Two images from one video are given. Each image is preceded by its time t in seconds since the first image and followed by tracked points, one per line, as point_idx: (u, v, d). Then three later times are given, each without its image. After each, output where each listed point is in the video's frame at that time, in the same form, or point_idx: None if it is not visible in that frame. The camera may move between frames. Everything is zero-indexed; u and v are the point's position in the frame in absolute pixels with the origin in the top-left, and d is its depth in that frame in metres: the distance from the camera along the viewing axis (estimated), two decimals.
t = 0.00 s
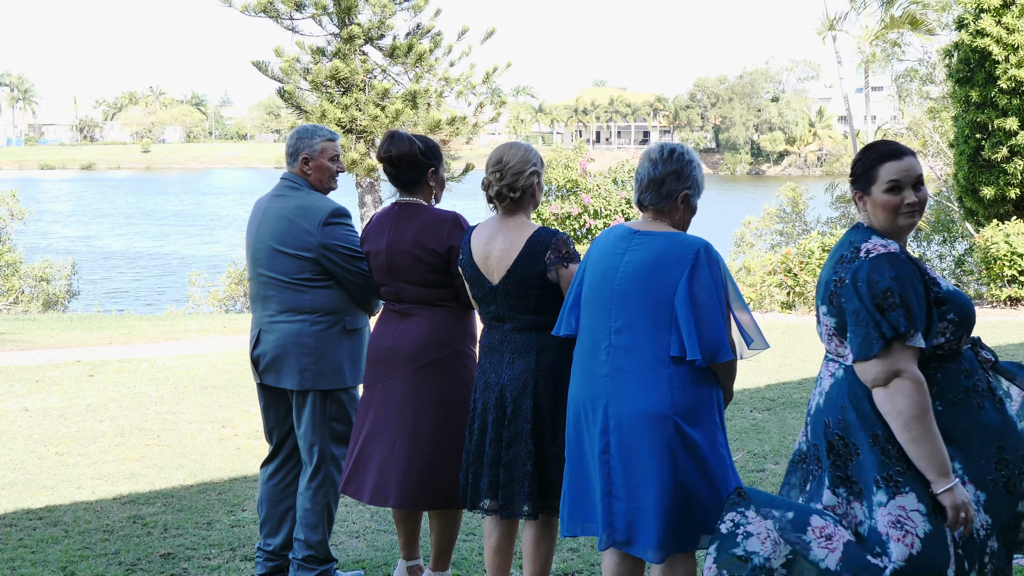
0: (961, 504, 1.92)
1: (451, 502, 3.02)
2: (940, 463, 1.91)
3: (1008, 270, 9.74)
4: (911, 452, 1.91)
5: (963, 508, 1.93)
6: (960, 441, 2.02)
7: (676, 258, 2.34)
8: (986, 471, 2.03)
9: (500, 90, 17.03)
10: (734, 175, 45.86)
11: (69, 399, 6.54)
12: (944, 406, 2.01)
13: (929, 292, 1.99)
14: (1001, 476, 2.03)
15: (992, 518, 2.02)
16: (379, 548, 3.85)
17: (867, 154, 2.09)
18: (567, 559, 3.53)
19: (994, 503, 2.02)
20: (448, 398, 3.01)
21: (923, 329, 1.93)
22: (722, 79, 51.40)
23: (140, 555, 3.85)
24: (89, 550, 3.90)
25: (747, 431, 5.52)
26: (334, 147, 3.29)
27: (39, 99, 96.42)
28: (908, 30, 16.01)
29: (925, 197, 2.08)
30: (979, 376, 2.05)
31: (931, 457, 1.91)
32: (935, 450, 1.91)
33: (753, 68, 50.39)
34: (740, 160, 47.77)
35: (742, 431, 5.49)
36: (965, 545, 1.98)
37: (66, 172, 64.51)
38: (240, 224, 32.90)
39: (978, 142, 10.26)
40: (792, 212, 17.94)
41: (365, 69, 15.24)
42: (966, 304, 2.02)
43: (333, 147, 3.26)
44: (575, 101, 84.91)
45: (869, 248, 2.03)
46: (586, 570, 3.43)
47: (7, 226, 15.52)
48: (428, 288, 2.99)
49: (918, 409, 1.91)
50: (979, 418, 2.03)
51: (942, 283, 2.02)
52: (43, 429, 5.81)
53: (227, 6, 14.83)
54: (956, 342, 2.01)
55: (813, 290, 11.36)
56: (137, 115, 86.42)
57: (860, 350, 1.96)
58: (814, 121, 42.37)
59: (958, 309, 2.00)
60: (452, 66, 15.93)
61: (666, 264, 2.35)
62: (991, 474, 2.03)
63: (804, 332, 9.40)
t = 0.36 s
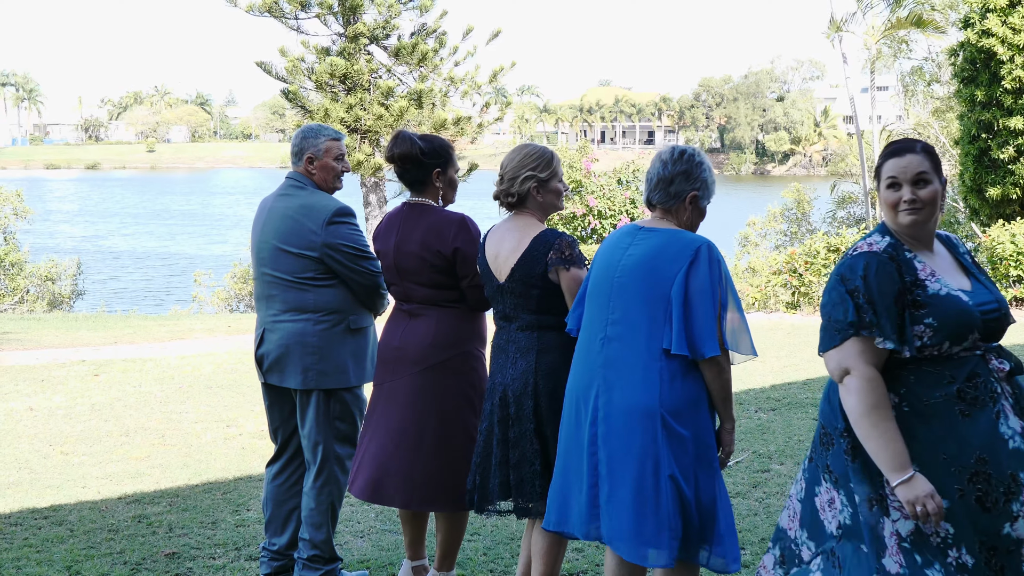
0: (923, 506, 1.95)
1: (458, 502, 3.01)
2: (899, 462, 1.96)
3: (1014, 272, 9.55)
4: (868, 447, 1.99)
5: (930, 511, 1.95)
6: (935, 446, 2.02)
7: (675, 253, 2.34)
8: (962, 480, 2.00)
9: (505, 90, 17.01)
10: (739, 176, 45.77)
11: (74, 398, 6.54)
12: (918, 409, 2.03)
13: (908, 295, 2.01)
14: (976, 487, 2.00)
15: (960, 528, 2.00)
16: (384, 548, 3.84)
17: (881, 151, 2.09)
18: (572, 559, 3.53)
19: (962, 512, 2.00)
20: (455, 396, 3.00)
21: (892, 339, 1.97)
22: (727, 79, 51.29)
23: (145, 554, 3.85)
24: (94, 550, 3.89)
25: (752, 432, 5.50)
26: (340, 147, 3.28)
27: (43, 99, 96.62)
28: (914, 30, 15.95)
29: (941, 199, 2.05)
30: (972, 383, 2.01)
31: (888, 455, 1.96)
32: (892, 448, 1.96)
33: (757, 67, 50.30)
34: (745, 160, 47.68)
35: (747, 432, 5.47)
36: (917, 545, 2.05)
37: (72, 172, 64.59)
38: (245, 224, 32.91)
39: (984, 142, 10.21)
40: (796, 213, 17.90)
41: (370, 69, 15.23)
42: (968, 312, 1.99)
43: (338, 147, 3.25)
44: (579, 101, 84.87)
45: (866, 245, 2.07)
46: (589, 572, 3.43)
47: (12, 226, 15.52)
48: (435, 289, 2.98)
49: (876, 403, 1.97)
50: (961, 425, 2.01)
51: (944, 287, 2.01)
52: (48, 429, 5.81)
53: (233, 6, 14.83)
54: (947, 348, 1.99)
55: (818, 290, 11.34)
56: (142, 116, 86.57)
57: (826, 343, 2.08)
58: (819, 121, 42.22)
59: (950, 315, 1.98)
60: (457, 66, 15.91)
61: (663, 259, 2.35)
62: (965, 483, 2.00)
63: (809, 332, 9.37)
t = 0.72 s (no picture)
0: (862, 492, 2.10)
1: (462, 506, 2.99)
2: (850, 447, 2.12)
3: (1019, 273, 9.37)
4: (842, 425, 2.14)
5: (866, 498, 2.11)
6: (929, 437, 2.05)
7: (690, 255, 2.34)
8: (949, 470, 2.03)
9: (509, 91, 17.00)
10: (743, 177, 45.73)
11: (79, 400, 6.54)
12: (915, 400, 2.08)
13: (912, 289, 2.08)
14: (964, 477, 2.02)
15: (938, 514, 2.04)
16: (388, 549, 3.84)
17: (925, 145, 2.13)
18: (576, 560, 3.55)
19: (946, 501, 2.03)
20: (460, 399, 2.99)
21: (883, 331, 2.08)
22: (730, 80, 51.25)
23: (150, 556, 3.85)
24: (98, 551, 3.90)
25: (756, 433, 5.49)
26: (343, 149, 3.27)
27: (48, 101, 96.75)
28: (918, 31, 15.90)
29: (977, 196, 2.07)
30: (974, 378, 2.02)
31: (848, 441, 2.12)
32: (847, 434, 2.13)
33: (761, 68, 50.22)
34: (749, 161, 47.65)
35: (751, 433, 5.46)
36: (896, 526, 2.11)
37: (76, 173, 64.68)
38: (249, 225, 32.92)
39: (989, 143, 10.19)
40: (800, 214, 17.88)
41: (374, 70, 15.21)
42: (980, 309, 2.00)
43: (340, 149, 3.24)
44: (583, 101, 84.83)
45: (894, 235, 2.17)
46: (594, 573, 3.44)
47: (16, 227, 15.54)
48: (439, 292, 2.99)
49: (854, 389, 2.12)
50: (956, 417, 2.03)
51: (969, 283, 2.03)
52: (54, 430, 5.82)
53: (237, 7, 14.83)
54: (949, 344, 2.03)
55: (823, 291, 11.31)
56: (146, 117, 86.70)
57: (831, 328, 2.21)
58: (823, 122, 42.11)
59: (954, 309, 2.02)
60: (462, 67, 15.89)
61: (676, 259, 2.35)
62: (949, 472, 2.03)
63: (814, 333, 9.35)
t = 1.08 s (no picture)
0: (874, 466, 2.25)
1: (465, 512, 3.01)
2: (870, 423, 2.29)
3: None
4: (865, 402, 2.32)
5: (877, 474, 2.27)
6: (934, 439, 2.20)
7: (700, 264, 2.38)
8: (946, 475, 2.18)
9: (512, 94, 17.00)
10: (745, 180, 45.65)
11: (83, 402, 6.54)
12: (924, 400, 2.23)
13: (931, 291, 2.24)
14: (959, 485, 2.17)
15: (932, 512, 2.20)
16: (392, 552, 3.85)
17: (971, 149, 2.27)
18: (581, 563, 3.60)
19: (944, 501, 2.19)
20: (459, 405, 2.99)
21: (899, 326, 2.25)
22: (733, 83, 51.20)
23: (153, 558, 3.85)
24: (102, 554, 3.90)
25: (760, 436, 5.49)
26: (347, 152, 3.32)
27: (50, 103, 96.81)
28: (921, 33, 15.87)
29: (1014, 199, 2.19)
30: (980, 385, 2.14)
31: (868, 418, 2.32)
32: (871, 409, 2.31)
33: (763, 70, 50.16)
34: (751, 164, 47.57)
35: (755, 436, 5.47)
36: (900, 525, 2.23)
37: (78, 175, 64.67)
38: (251, 227, 32.89)
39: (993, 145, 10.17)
40: (803, 217, 17.87)
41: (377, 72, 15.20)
42: (987, 315, 2.14)
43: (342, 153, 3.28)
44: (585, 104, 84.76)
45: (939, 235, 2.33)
46: None
47: (19, 230, 15.53)
48: (437, 298, 3.02)
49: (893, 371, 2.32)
50: (960, 422, 2.16)
51: (989, 287, 2.17)
52: (57, 433, 5.81)
53: (240, 10, 14.85)
54: (958, 346, 2.18)
55: (826, 294, 11.27)
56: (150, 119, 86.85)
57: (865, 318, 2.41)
58: (826, 124, 42.04)
59: (964, 313, 2.18)
60: (464, 70, 15.88)
61: (688, 270, 2.41)
62: (945, 476, 2.18)
63: (818, 336, 9.34)
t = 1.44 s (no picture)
0: (913, 354, 2.25)
1: (462, 502, 3.12)
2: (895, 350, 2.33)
3: None
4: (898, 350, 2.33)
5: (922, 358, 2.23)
6: (924, 426, 2.25)
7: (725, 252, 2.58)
8: (929, 458, 2.23)
9: (515, 92, 17.00)
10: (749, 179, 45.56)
11: (86, 400, 6.56)
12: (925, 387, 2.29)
13: (940, 284, 2.28)
14: (938, 471, 2.21)
15: (901, 490, 2.25)
16: (395, 549, 3.86)
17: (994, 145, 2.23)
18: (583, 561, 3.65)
19: (915, 484, 2.24)
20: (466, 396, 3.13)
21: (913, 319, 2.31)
22: (736, 81, 51.10)
23: (157, 555, 3.86)
24: (106, 551, 3.90)
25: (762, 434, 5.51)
26: (331, 144, 3.28)
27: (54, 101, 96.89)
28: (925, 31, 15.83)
29: None
30: (980, 378, 2.18)
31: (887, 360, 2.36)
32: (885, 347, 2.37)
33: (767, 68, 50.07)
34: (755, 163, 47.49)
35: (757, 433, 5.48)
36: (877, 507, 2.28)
37: (81, 173, 64.71)
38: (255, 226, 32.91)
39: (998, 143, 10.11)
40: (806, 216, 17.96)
41: (380, 71, 15.20)
42: (988, 309, 2.18)
43: (322, 147, 3.24)
44: (589, 103, 84.66)
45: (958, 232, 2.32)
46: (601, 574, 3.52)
47: (22, 228, 15.55)
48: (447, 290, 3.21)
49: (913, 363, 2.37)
50: (956, 412, 2.21)
51: (995, 283, 2.19)
52: (61, 430, 5.83)
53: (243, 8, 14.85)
54: (961, 340, 2.23)
55: (828, 292, 11.23)
56: (154, 118, 86.95)
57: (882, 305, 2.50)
58: (830, 123, 41.98)
59: (967, 307, 2.22)
60: (468, 68, 15.87)
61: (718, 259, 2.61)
62: (926, 460, 2.24)
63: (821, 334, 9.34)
